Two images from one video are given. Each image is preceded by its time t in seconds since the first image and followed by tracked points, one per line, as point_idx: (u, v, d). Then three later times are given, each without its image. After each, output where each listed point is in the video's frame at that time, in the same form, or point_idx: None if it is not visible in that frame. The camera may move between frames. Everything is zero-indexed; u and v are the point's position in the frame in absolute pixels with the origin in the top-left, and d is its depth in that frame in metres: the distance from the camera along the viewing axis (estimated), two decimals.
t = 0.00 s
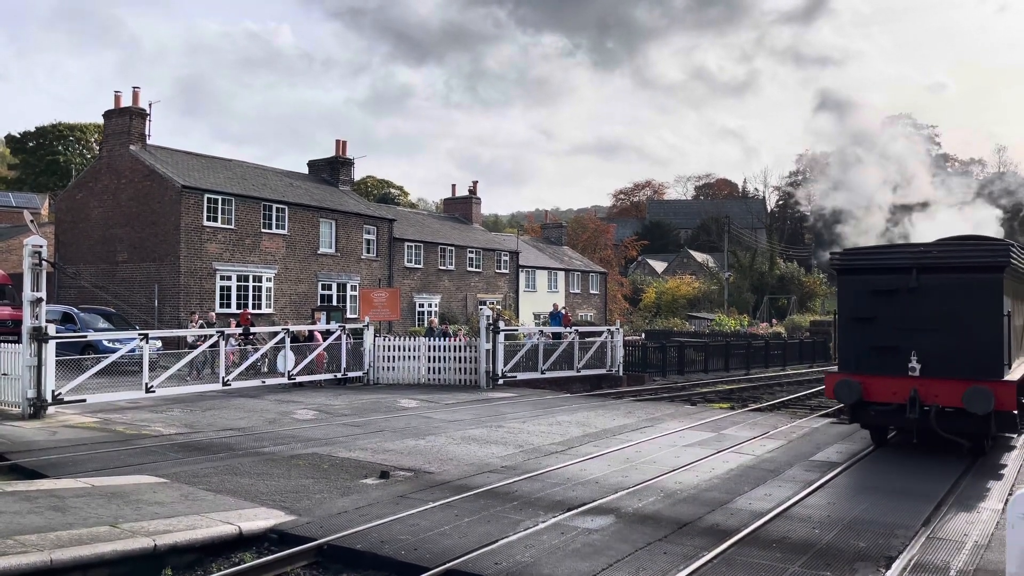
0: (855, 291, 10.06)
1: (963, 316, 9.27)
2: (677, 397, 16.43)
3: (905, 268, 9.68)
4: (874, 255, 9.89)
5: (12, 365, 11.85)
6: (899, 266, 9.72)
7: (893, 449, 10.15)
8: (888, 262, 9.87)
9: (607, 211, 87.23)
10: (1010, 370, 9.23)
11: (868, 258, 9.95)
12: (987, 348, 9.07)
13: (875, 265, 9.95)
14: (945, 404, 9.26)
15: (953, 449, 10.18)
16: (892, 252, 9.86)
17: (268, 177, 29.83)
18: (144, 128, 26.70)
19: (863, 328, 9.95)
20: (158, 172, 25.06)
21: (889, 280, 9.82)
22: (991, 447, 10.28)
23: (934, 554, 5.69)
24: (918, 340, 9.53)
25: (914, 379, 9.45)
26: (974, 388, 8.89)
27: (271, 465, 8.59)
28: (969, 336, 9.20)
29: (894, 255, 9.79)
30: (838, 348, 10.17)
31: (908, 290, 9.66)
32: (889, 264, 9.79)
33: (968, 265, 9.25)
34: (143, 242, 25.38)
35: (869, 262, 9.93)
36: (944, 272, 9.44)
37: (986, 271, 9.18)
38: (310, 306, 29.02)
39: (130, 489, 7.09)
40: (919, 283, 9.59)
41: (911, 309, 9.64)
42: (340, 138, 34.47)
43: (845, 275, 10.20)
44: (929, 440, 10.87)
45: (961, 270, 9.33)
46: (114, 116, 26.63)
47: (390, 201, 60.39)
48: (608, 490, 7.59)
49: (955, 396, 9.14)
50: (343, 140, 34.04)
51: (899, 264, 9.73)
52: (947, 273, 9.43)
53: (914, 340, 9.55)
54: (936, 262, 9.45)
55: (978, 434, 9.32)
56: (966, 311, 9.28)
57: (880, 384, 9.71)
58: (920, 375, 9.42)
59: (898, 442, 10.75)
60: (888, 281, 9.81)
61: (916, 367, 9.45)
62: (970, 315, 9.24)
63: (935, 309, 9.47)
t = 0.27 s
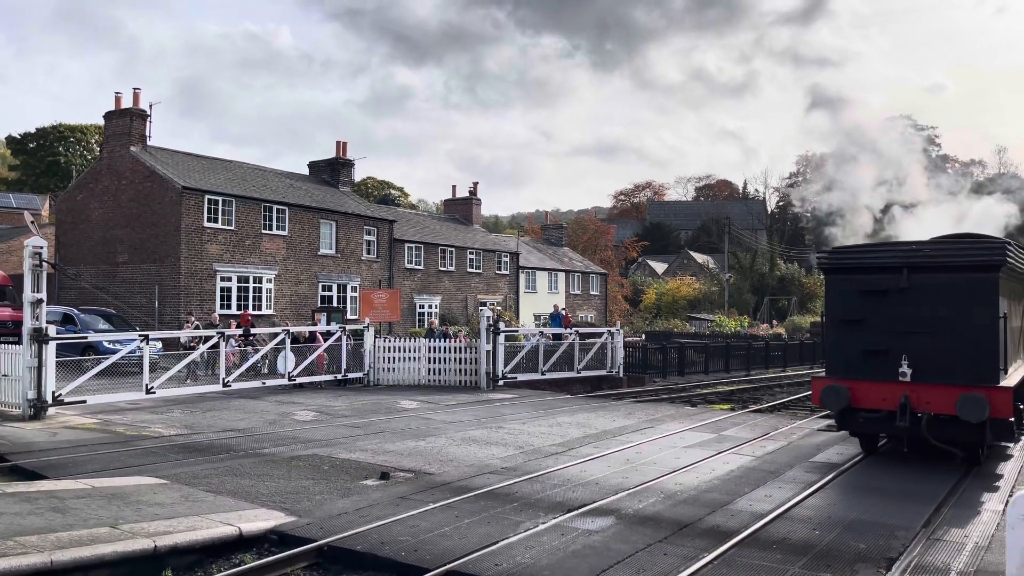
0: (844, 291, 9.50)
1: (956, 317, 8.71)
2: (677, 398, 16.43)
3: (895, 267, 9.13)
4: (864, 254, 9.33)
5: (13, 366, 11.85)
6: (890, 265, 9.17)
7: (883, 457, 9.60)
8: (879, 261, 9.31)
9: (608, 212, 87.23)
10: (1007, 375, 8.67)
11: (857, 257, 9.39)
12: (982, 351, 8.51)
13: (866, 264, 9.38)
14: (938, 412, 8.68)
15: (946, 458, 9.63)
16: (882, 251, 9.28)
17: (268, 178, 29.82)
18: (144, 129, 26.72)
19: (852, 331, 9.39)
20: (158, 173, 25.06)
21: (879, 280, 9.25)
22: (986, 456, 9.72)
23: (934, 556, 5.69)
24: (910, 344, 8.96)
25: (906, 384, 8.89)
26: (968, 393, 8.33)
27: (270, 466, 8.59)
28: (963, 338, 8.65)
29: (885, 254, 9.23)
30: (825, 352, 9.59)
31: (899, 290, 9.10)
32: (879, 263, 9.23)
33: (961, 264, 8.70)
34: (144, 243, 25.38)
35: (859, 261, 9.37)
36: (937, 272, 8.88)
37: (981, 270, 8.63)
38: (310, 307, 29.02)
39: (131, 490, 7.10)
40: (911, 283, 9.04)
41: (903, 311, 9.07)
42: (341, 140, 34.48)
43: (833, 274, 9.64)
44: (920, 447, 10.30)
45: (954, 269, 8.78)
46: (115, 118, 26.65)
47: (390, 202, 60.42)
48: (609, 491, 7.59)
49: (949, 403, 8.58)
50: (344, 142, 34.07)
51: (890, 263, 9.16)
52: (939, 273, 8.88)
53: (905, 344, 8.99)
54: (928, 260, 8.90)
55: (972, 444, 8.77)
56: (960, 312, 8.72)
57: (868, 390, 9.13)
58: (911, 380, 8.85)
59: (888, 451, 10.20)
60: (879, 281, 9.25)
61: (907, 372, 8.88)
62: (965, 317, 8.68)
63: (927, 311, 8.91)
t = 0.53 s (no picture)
0: (831, 291, 8.84)
1: (948, 320, 8.06)
2: (677, 400, 16.44)
3: (884, 265, 8.45)
4: (851, 252, 8.66)
5: (12, 367, 11.86)
6: (878, 264, 8.49)
7: (872, 467, 9.03)
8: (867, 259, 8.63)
9: (608, 213, 87.27)
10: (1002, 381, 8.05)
11: (843, 255, 8.72)
12: (977, 356, 7.87)
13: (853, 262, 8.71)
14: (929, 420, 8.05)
15: (938, 467, 9.03)
16: (872, 247, 8.60)
17: (268, 179, 29.81)
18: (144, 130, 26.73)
19: (839, 333, 8.74)
20: (158, 174, 25.06)
21: (868, 280, 8.58)
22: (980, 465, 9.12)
23: (934, 557, 5.68)
24: (899, 347, 8.32)
25: (895, 391, 8.27)
26: (960, 401, 7.71)
27: (270, 467, 8.58)
28: (956, 342, 8.00)
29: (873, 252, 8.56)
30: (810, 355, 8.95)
31: (888, 291, 8.44)
32: (866, 261, 8.56)
33: (953, 263, 8.04)
34: (144, 244, 25.39)
35: (845, 259, 8.70)
36: (929, 271, 8.21)
37: (974, 270, 7.96)
38: (310, 308, 29.03)
39: (130, 492, 7.09)
40: (901, 283, 8.36)
41: (892, 313, 8.41)
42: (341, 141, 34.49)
43: (818, 273, 8.98)
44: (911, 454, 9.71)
45: (947, 269, 8.10)
46: (115, 119, 26.66)
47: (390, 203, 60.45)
48: (609, 492, 7.59)
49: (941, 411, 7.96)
50: (344, 143, 34.09)
51: (879, 261, 8.49)
52: (931, 272, 8.20)
53: (895, 348, 8.34)
54: (919, 259, 8.22)
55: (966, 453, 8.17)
56: (952, 314, 8.06)
57: (855, 396, 8.51)
58: (901, 387, 8.22)
59: (877, 458, 9.61)
60: (867, 281, 8.58)
61: (896, 378, 8.24)
62: (957, 319, 8.02)
63: (918, 312, 8.25)
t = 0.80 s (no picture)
0: (815, 291, 8.14)
1: (939, 321, 7.40)
2: (676, 401, 16.43)
3: (871, 264, 7.78)
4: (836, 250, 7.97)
5: (11, 367, 11.85)
6: (865, 262, 7.82)
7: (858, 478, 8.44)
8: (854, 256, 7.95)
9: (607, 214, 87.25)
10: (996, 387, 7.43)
11: (827, 252, 8.03)
12: (970, 360, 7.22)
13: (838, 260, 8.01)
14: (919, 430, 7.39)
15: (927, 479, 8.39)
16: (858, 244, 7.92)
17: (268, 180, 29.82)
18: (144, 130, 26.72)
19: (824, 336, 8.05)
20: (158, 174, 25.05)
21: (854, 279, 7.90)
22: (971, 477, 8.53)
23: (933, 558, 5.69)
24: (887, 350, 7.64)
25: (882, 397, 7.60)
26: (951, 408, 7.06)
27: (269, 468, 8.57)
28: (948, 345, 7.35)
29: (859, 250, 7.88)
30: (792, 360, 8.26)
31: (875, 291, 7.76)
32: (852, 259, 7.88)
33: (944, 261, 7.39)
34: (143, 245, 25.37)
35: (829, 257, 8.02)
36: (918, 270, 7.55)
37: (967, 268, 7.31)
38: (310, 308, 29.03)
39: (129, 493, 7.08)
40: (889, 282, 7.69)
41: (880, 315, 7.73)
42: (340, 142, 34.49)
43: (801, 272, 8.29)
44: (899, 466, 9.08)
45: (938, 267, 7.45)
46: (114, 120, 26.65)
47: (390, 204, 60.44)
48: (608, 494, 7.58)
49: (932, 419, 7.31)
50: (343, 143, 34.10)
51: (866, 259, 7.81)
52: (920, 271, 7.54)
53: (882, 352, 7.67)
54: (908, 257, 7.56)
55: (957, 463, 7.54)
56: (943, 315, 7.41)
57: (840, 403, 7.84)
58: (889, 393, 7.55)
59: (863, 469, 8.97)
60: (854, 280, 7.90)
61: (884, 383, 7.56)
62: (949, 321, 7.37)
63: (907, 313, 7.58)
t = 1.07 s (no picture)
0: (799, 291, 7.78)
1: (926, 323, 7.00)
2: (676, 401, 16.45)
3: (857, 262, 7.39)
4: (821, 249, 7.60)
5: (11, 367, 11.84)
6: (850, 261, 7.43)
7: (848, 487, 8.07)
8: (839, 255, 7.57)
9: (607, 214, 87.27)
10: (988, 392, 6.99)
11: (811, 251, 7.66)
12: (959, 364, 6.81)
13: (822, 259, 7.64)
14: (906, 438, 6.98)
15: (917, 490, 7.96)
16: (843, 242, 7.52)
17: (267, 181, 29.81)
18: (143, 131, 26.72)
19: (809, 338, 7.69)
20: (157, 175, 25.04)
21: (839, 279, 7.53)
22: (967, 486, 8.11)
23: (932, 558, 5.70)
24: (874, 354, 7.26)
25: (867, 403, 7.21)
26: (938, 415, 6.65)
27: (268, 469, 8.57)
28: (936, 348, 6.94)
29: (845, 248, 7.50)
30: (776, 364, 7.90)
31: (861, 291, 7.38)
32: (837, 257, 7.49)
33: (931, 259, 6.97)
34: (143, 246, 25.36)
35: (813, 256, 7.65)
36: (906, 269, 7.15)
37: (956, 266, 6.88)
38: (309, 309, 29.04)
39: (129, 493, 7.09)
40: (874, 282, 7.31)
41: (866, 316, 7.35)
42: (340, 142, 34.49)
43: (785, 272, 7.94)
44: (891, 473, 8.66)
45: (926, 266, 7.03)
46: (113, 120, 26.65)
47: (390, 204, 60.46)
48: (608, 494, 7.59)
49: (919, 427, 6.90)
50: (343, 144, 34.12)
51: (852, 258, 7.42)
52: (907, 270, 7.15)
53: (868, 355, 7.28)
54: (894, 255, 7.16)
55: (947, 474, 7.11)
56: (931, 317, 7.00)
57: (825, 409, 7.47)
58: (875, 399, 7.16)
59: (850, 479, 8.54)
60: (839, 280, 7.53)
61: (869, 389, 7.17)
62: (938, 323, 6.96)
63: (894, 315, 7.18)
